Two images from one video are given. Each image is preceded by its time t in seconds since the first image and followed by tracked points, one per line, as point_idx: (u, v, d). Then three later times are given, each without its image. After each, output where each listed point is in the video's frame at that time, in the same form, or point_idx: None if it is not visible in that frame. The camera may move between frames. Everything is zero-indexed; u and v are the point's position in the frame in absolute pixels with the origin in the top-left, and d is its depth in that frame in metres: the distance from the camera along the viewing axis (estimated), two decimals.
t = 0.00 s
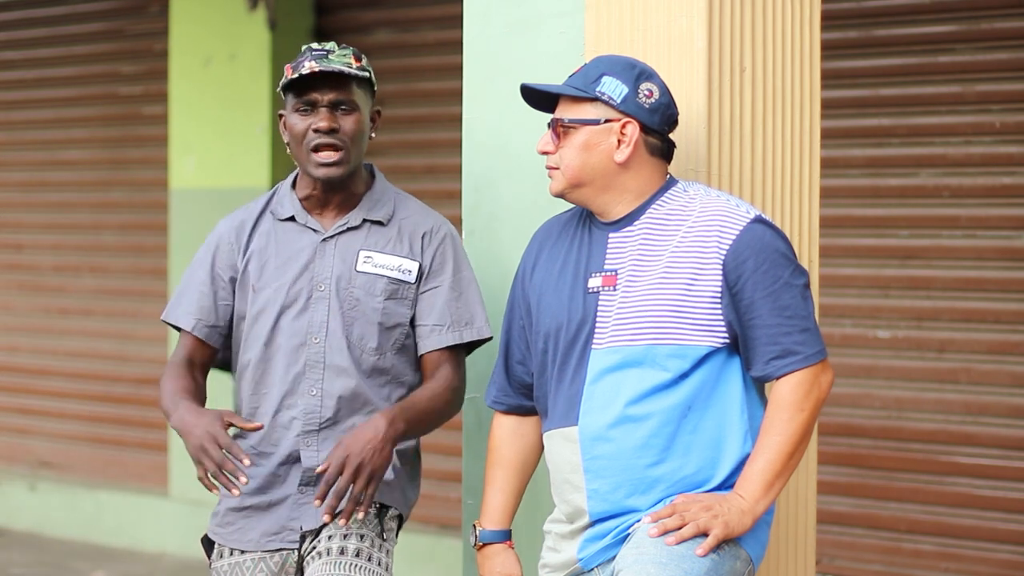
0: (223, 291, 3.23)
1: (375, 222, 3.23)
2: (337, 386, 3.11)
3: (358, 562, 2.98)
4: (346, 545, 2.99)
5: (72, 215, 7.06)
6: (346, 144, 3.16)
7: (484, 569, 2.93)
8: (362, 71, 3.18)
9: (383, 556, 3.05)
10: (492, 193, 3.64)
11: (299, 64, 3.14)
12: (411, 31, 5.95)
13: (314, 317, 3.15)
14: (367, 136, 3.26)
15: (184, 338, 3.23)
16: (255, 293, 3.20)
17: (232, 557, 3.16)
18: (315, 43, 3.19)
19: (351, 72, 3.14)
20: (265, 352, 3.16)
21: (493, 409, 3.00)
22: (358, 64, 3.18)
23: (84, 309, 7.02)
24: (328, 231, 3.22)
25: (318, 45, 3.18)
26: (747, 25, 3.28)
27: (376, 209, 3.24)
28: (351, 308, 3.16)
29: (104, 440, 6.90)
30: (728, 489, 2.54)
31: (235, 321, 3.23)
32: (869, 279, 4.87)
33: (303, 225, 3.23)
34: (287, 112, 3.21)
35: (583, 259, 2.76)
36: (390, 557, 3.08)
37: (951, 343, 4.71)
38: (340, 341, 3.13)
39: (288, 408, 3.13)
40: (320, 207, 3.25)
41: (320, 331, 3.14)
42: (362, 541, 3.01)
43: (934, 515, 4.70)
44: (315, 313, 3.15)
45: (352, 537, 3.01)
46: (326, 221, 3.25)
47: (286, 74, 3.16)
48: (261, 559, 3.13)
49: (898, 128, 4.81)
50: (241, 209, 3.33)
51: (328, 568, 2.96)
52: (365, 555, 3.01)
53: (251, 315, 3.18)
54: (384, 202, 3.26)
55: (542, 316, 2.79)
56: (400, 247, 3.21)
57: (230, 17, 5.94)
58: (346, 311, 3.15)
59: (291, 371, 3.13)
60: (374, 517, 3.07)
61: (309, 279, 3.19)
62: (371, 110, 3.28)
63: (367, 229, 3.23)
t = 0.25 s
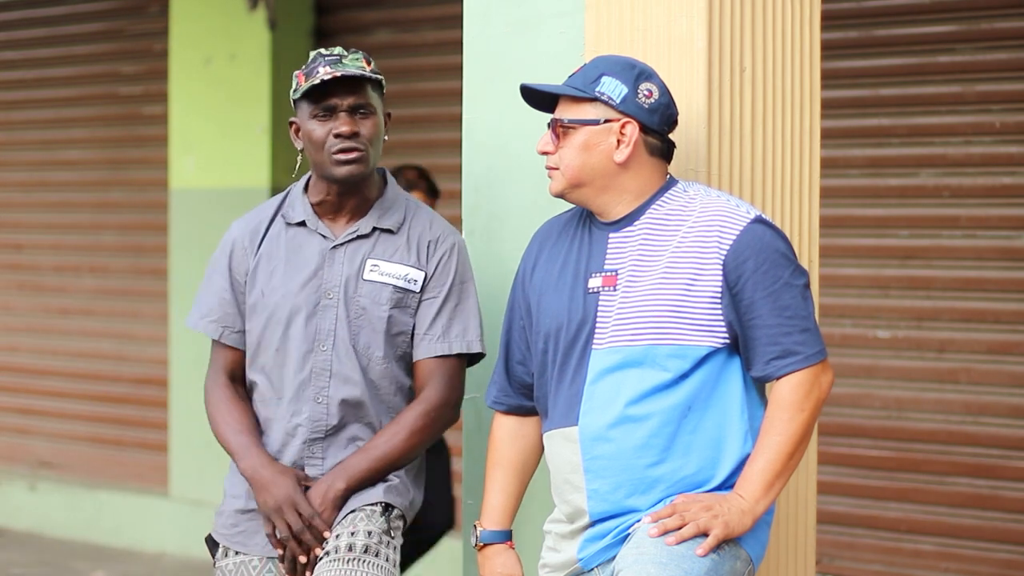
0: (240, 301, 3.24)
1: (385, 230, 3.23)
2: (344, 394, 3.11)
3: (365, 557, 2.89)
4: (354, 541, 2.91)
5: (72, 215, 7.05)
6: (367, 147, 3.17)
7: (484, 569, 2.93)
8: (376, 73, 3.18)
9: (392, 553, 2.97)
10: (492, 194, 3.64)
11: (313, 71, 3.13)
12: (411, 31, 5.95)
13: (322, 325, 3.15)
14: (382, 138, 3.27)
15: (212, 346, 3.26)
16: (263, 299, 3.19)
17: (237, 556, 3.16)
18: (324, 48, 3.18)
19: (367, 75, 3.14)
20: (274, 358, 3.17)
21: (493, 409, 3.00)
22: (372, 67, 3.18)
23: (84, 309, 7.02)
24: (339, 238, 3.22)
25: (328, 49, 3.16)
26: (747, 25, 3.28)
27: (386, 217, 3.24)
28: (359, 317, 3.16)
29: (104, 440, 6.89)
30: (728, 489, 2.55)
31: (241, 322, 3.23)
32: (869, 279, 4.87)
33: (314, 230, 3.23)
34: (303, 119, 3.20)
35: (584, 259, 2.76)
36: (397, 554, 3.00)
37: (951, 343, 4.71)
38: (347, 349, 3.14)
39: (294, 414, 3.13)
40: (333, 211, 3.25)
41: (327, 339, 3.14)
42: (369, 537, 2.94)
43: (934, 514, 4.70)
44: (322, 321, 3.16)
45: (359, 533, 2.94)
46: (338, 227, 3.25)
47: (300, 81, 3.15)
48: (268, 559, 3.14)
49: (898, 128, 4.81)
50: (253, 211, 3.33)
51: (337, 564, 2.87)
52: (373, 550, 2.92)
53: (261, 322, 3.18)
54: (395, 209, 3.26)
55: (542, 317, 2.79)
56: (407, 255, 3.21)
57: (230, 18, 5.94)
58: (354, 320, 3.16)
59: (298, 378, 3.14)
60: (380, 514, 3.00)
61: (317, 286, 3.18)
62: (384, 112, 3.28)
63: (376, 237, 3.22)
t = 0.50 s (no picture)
0: (241, 286, 3.26)
1: (396, 230, 3.24)
2: (351, 392, 3.12)
3: (361, 554, 2.90)
4: (351, 538, 2.93)
5: (72, 215, 7.05)
6: (374, 148, 3.19)
7: (483, 569, 2.93)
8: (383, 74, 3.20)
9: (390, 551, 2.98)
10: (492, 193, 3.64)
11: (321, 73, 3.17)
12: (411, 31, 5.95)
13: (330, 323, 3.17)
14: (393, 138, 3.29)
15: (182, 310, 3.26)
16: (277, 294, 3.23)
17: (244, 553, 3.18)
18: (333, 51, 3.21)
19: (375, 76, 3.17)
20: (282, 355, 3.19)
21: (493, 409, 3.00)
22: (380, 68, 3.21)
23: (84, 309, 7.02)
24: (350, 237, 3.23)
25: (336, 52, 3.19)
26: (747, 25, 3.28)
27: (399, 217, 3.25)
28: (367, 316, 3.16)
29: (104, 440, 6.89)
30: (728, 489, 2.54)
31: (249, 317, 3.26)
32: (869, 279, 4.87)
33: (327, 228, 3.25)
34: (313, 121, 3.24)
35: (582, 261, 2.76)
36: (397, 553, 3.01)
37: (951, 343, 4.71)
38: (355, 348, 3.13)
39: (301, 412, 3.14)
40: (347, 212, 3.27)
41: (334, 338, 3.15)
42: (366, 535, 2.95)
43: (934, 515, 4.70)
44: (331, 319, 3.17)
45: (357, 530, 2.95)
46: (351, 225, 3.27)
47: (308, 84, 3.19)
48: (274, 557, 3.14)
49: (898, 128, 4.81)
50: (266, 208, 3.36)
51: (333, 561, 2.89)
52: (370, 548, 2.94)
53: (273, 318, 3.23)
54: (408, 208, 3.28)
55: (543, 317, 2.78)
56: (416, 256, 3.21)
57: (230, 18, 5.94)
58: (362, 319, 3.16)
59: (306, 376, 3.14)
60: (380, 513, 3.01)
61: (326, 285, 3.20)
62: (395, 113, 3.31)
63: (387, 237, 3.23)
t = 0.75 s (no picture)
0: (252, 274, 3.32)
1: (404, 235, 3.29)
2: (353, 392, 3.17)
3: (358, 551, 2.91)
4: (348, 535, 2.94)
5: (72, 215, 7.05)
6: (373, 145, 3.24)
7: (481, 568, 2.93)
8: (402, 78, 3.26)
9: (387, 550, 2.99)
10: (492, 193, 3.64)
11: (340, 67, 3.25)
12: (411, 32, 5.95)
13: (334, 323, 3.22)
14: (402, 142, 3.34)
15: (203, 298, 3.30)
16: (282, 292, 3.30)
17: (245, 551, 3.17)
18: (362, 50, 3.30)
19: (391, 77, 3.23)
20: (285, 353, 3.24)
21: (493, 408, 3.00)
22: (400, 72, 3.27)
23: (84, 309, 7.02)
24: (357, 238, 3.29)
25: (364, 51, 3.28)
26: (747, 25, 3.28)
27: (407, 222, 3.30)
28: (371, 318, 3.21)
29: (104, 440, 6.89)
30: (728, 489, 2.54)
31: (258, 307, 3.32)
32: (869, 279, 4.87)
33: (336, 229, 3.31)
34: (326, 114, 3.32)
35: (585, 258, 2.75)
36: (395, 553, 3.02)
37: (951, 343, 4.71)
38: (358, 349, 3.19)
39: (303, 411, 3.19)
40: (353, 210, 3.34)
41: (338, 338, 3.20)
42: (364, 533, 2.96)
43: (935, 515, 4.69)
44: (336, 320, 3.22)
45: (354, 528, 2.96)
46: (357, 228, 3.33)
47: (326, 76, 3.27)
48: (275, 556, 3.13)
49: (898, 128, 4.81)
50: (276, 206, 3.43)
51: (330, 557, 2.89)
52: (367, 546, 2.94)
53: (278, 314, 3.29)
54: (417, 213, 3.33)
55: (542, 316, 2.78)
56: (422, 262, 3.26)
57: (230, 18, 5.93)
58: (366, 321, 3.21)
59: (309, 375, 3.20)
60: (379, 512, 3.02)
61: (331, 286, 3.25)
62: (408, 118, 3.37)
63: (396, 241, 3.29)
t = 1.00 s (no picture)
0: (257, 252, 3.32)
1: (409, 237, 3.29)
2: (354, 390, 3.17)
3: (359, 552, 2.93)
4: (349, 535, 2.95)
5: (72, 215, 7.05)
6: (382, 139, 3.25)
7: (479, 566, 2.93)
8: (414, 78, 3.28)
9: (388, 550, 3.01)
10: (492, 193, 3.64)
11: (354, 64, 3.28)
12: (411, 32, 5.95)
13: (337, 322, 3.22)
14: (409, 142, 3.35)
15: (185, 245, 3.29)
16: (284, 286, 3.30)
17: (244, 550, 3.16)
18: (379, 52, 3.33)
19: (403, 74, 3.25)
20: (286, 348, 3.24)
21: (492, 407, 2.99)
22: (413, 73, 3.29)
23: (84, 309, 7.02)
24: (363, 238, 3.30)
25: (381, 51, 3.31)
26: (747, 25, 3.28)
27: (413, 224, 3.31)
28: (374, 319, 3.22)
29: (104, 440, 6.89)
30: (728, 489, 2.54)
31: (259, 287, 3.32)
32: (869, 279, 4.87)
33: (342, 228, 3.31)
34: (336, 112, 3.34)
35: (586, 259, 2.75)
36: (396, 552, 3.04)
37: (951, 343, 4.71)
38: (360, 350, 3.20)
39: (302, 407, 3.18)
40: (359, 209, 3.33)
41: (341, 337, 3.21)
42: (365, 533, 2.96)
43: (935, 515, 4.69)
44: (339, 319, 3.22)
45: (356, 528, 2.96)
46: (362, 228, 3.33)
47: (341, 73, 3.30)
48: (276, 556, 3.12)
49: (898, 127, 4.81)
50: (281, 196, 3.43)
51: (330, 557, 2.91)
52: (368, 546, 2.96)
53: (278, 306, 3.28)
54: (424, 215, 3.33)
55: (543, 314, 2.78)
56: (426, 264, 3.27)
57: (230, 18, 5.93)
58: (369, 320, 3.22)
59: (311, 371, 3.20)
60: (380, 512, 3.03)
61: (334, 285, 3.26)
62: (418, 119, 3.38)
63: (401, 242, 3.29)
